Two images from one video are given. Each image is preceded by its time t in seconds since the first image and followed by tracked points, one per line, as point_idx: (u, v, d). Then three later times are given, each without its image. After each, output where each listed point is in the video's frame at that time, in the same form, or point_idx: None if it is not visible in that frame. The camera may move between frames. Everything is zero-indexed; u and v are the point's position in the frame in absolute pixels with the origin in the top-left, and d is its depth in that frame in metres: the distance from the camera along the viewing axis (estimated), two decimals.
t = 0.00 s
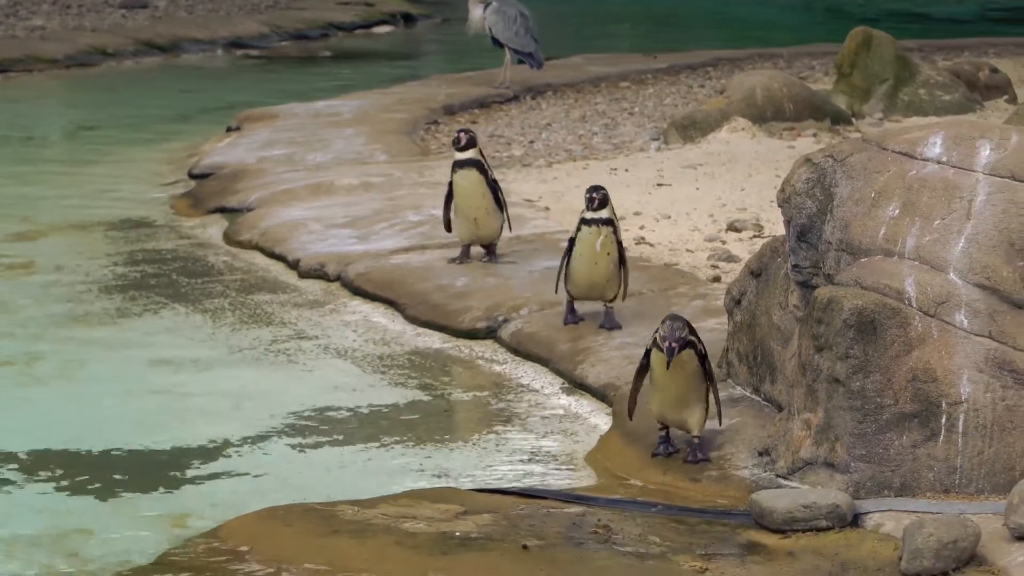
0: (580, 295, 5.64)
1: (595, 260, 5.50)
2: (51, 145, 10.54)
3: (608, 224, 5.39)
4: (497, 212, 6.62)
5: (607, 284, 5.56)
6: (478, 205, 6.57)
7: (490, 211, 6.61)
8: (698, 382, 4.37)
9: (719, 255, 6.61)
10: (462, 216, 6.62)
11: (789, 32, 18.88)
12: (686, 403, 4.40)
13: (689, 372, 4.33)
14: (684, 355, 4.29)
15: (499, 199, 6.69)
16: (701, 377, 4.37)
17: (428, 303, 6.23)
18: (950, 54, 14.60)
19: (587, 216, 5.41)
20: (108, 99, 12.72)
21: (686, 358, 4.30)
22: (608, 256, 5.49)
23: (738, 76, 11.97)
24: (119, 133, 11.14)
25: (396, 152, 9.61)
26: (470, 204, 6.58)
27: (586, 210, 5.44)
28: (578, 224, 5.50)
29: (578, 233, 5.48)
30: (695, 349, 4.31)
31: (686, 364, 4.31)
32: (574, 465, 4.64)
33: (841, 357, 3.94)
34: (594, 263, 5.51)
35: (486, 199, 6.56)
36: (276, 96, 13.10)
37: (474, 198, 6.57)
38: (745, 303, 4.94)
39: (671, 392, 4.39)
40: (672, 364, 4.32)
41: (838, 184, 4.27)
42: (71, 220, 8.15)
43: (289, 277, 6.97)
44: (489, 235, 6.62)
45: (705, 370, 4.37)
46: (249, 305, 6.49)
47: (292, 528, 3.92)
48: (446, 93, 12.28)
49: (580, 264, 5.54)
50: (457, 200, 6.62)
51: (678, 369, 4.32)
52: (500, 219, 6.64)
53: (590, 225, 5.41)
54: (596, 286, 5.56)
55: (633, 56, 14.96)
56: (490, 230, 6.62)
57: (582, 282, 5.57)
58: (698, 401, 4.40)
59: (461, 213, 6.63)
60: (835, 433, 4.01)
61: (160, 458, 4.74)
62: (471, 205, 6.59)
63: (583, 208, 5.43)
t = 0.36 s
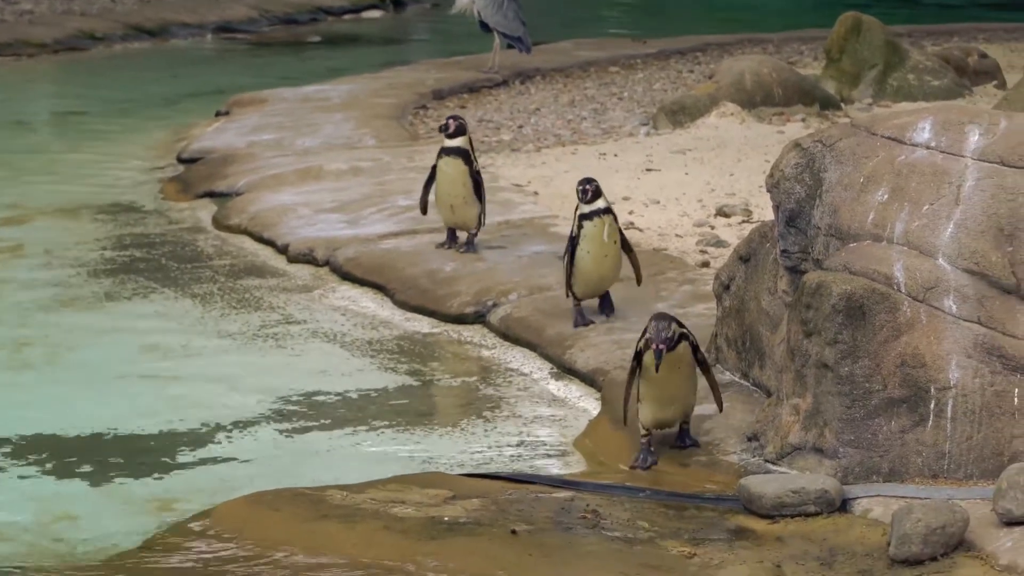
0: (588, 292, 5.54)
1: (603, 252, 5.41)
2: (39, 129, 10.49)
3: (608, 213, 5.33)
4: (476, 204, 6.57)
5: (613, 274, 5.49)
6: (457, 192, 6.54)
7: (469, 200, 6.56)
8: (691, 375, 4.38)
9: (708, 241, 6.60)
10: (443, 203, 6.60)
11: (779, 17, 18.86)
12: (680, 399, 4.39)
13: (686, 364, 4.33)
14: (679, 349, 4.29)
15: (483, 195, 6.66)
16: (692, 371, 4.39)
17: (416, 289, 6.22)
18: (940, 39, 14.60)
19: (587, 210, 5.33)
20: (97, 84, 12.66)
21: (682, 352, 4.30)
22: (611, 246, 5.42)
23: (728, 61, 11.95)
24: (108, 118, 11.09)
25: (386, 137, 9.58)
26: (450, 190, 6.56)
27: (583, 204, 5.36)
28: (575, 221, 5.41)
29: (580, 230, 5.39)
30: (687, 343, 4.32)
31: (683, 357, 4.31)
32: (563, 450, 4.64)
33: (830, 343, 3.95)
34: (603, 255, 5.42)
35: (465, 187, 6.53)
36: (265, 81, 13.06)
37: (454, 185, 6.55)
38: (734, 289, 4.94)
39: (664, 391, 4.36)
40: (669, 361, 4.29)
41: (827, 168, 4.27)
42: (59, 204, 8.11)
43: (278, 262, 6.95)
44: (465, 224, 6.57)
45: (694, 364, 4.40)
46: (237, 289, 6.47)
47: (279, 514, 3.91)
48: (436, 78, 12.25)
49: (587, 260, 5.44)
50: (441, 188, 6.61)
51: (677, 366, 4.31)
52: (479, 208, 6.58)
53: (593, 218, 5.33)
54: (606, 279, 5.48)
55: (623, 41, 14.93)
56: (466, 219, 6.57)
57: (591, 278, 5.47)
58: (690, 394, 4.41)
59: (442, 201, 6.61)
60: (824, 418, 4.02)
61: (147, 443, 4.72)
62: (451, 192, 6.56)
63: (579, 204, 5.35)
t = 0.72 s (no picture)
0: (593, 285, 5.47)
1: (613, 249, 5.32)
2: (33, 115, 10.45)
3: (625, 211, 5.21)
4: (464, 190, 6.55)
5: (623, 271, 5.39)
6: (446, 179, 6.50)
7: (457, 187, 6.54)
8: (667, 385, 4.20)
9: (702, 227, 6.61)
10: (431, 192, 6.53)
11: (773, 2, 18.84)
12: (653, 408, 4.23)
13: (661, 371, 4.16)
14: (656, 350, 4.15)
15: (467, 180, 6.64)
16: (671, 381, 4.21)
17: (411, 274, 6.22)
18: (934, 25, 14.59)
19: (603, 204, 5.22)
20: (90, 69, 12.62)
21: (658, 353, 4.15)
22: (623, 243, 5.32)
23: (722, 46, 11.93)
24: (102, 103, 11.06)
25: (380, 122, 9.57)
26: (438, 179, 6.52)
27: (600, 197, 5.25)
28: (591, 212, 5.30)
29: (594, 222, 5.29)
30: (667, 348, 4.17)
31: (657, 361, 4.15)
32: (558, 434, 4.64)
33: (824, 327, 3.95)
34: (613, 252, 5.33)
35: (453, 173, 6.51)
36: (259, 66, 13.03)
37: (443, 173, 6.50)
38: (728, 274, 4.95)
39: (639, 392, 4.22)
40: (642, 359, 4.16)
41: (822, 154, 4.28)
42: (53, 189, 8.09)
43: (272, 247, 6.94)
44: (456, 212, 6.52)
45: (676, 375, 4.21)
46: (232, 274, 6.46)
47: (273, 499, 3.91)
48: (430, 63, 12.23)
49: (596, 253, 5.35)
50: (426, 178, 6.56)
51: (650, 368, 4.17)
52: (467, 194, 6.56)
53: (608, 214, 5.22)
54: (612, 276, 5.38)
55: (617, 26, 14.91)
56: (455, 206, 6.52)
57: (597, 271, 5.39)
58: (666, 407, 4.22)
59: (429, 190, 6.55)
60: (819, 403, 4.02)
61: (141, 428, 4.72)
62: (439, 180, 6.52)
63: (597, 197, 5.23)
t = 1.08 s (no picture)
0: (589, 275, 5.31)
1: (609, 237, 5.16)
2: (27, 93, 10.41)
3: (626, 199, 5.07)
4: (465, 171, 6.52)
5: (619, 263, 5.22)
6: (450, 162, 6.45)
7: (458, 169, 6.50)
8: (655, 372, 4.12)
9: (697, 204, 6.60)
10: (432, 174, 6.47)
11: None
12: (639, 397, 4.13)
13: (647, 359, 4.08)
14: (639, 340, 4.06)
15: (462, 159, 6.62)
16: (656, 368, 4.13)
17: (406, 252, 6.21)
18: (929, 2, 14.56)
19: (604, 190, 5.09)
20: (84, 47, 12.57)
21: (642, 343, 4.06)
22: (621, 233, 5.16)
23: (717, 23, 11.90)
24: (96, 81, 11.01)
25: (375, 100, 9.54)
26: (441, 161, 6.46)
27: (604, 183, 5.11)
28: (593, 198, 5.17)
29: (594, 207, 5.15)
30: (650, 336, 4.08)
31: (643, 351, 4.06)
32: (553, 412, 4.63)
33: (819, 305, 3.95)
34: (608, 240, 5.17)
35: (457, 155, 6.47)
36: (254, 44, 12.98)
37: (446, 156, 6.45)
38: (723, 252, 4.94)
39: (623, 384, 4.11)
40: (627, 350, 4.06)
41: (816, 131, 4.28)
42: (48, 167, 8.07)
43: (267, 224, 6.93)
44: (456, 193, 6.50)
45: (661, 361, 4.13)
46: (226, 252, 6.45)
47: (268, 476, 3.91)
48: (425, 41, 12.19)
49: (592, 240, 5.20)
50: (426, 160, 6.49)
51: (635, 358, 4.07)
52: (467, 176, 6.53)
53: (609, 199, 5.08)
54: (611, 266, 5.23)
55: (612, 3, 14.86)
56: (456, 187, 6.49)
57: (593, 259, 5.23)
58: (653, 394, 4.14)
59: (429, 172, 6.49)
60: (813, 380, 4.02)
61: (136, 405, 4.72)
62: (440, 162, 6.47)
63: (602, 182, 5.10)
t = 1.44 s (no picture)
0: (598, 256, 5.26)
1: (610, 213, 5.13)
2: (15, 64, 10.35)
3: (618, 173, 5.03)
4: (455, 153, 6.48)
5: (623, 236, 5.20)
6: (443, 139, 6.43)
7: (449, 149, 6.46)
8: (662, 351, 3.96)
9: (688, 175, 6.59)
10: (422, 150, 6.41)
11: None
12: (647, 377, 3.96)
13: (656, 335, 3.92)
14: (646, 314, 3.90)
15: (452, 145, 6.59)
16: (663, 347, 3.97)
17: (396, 222, 6.20)
18: None
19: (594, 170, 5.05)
20: (73, 17, 12.49)
21: (650, 317, 3.91)
22: (619, 207, 5.13)
23: None
24: (85, 52, 10.95)
25: (365, 71, 9.50)
26: (433, 139, 6.43)
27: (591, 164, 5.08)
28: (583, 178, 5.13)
29: (586, 188, 5.12)
30: (658, 311, 3.94)
31: (653, 325, 3.91)
32: (543, 382, 4.64)
33: (809, 275, 3.96)
34: (610, 217, 5.13)
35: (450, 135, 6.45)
36: (243, 15, 12.90)
37: (439, 133, 6.43)
38: (713, 222, 4.94)
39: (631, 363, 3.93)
40: (637, 325, 3.90)
41: (807, 102, 4.27)
42: (37, 138, 8.02)
43: (257, 195, 6.91)
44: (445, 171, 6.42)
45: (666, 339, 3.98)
46: (217, 222, 6.43)
47: (259, 447, 3.91)
48: (415, 12, 12.13)
49: (593, 221, 5.15)
50: (417, 137, 6.44)
51: (646, 334, 3.91)
52: (456, 158, 6.49)
53: (600, 179, 5.04)
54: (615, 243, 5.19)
55: None
56: (445, 165, 6.42)
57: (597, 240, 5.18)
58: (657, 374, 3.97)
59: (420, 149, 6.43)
60: (803, 350, 4.02)
61: (127, 375, 4.71)
62: (432, 140, 6.43)
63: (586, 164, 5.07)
